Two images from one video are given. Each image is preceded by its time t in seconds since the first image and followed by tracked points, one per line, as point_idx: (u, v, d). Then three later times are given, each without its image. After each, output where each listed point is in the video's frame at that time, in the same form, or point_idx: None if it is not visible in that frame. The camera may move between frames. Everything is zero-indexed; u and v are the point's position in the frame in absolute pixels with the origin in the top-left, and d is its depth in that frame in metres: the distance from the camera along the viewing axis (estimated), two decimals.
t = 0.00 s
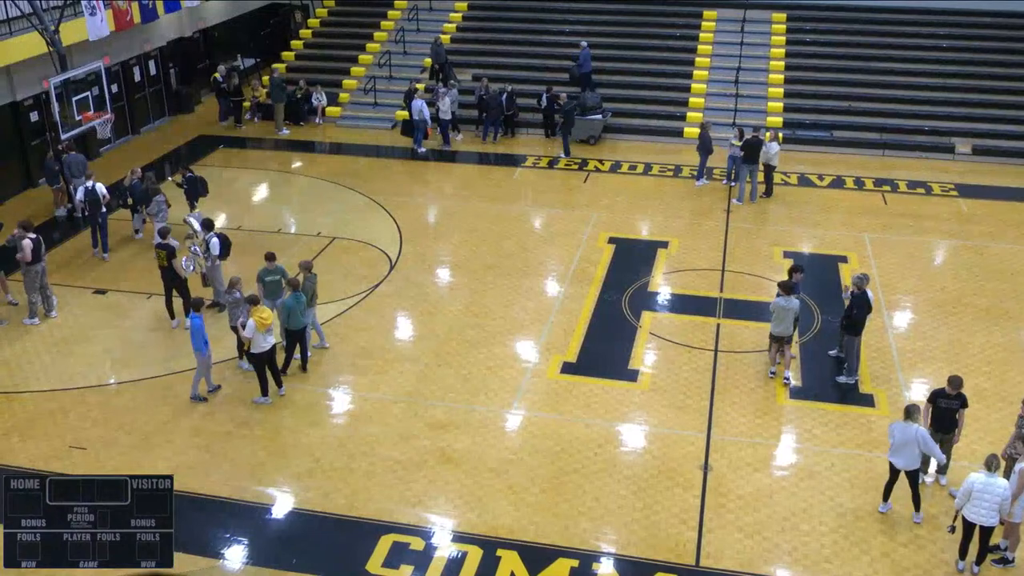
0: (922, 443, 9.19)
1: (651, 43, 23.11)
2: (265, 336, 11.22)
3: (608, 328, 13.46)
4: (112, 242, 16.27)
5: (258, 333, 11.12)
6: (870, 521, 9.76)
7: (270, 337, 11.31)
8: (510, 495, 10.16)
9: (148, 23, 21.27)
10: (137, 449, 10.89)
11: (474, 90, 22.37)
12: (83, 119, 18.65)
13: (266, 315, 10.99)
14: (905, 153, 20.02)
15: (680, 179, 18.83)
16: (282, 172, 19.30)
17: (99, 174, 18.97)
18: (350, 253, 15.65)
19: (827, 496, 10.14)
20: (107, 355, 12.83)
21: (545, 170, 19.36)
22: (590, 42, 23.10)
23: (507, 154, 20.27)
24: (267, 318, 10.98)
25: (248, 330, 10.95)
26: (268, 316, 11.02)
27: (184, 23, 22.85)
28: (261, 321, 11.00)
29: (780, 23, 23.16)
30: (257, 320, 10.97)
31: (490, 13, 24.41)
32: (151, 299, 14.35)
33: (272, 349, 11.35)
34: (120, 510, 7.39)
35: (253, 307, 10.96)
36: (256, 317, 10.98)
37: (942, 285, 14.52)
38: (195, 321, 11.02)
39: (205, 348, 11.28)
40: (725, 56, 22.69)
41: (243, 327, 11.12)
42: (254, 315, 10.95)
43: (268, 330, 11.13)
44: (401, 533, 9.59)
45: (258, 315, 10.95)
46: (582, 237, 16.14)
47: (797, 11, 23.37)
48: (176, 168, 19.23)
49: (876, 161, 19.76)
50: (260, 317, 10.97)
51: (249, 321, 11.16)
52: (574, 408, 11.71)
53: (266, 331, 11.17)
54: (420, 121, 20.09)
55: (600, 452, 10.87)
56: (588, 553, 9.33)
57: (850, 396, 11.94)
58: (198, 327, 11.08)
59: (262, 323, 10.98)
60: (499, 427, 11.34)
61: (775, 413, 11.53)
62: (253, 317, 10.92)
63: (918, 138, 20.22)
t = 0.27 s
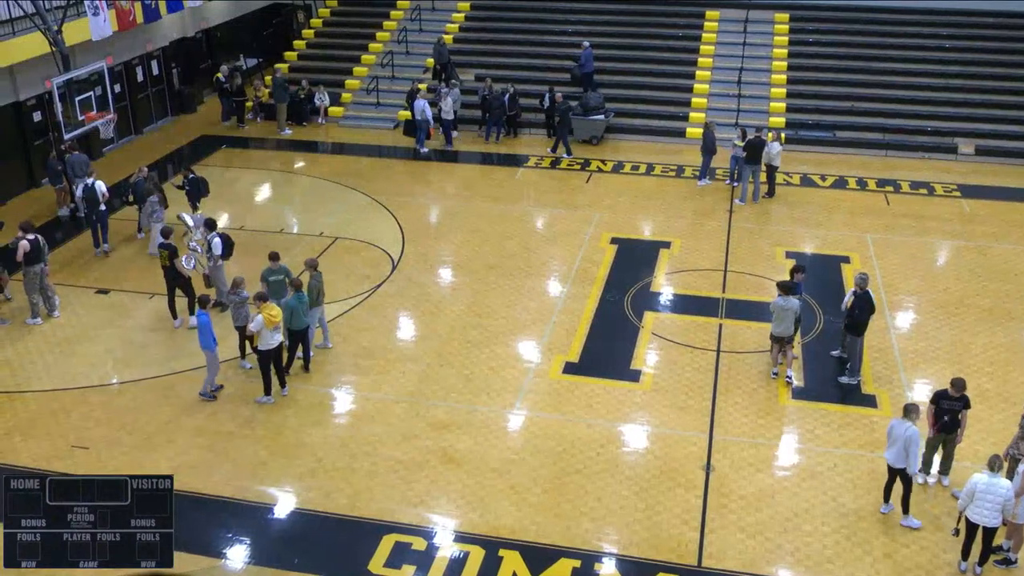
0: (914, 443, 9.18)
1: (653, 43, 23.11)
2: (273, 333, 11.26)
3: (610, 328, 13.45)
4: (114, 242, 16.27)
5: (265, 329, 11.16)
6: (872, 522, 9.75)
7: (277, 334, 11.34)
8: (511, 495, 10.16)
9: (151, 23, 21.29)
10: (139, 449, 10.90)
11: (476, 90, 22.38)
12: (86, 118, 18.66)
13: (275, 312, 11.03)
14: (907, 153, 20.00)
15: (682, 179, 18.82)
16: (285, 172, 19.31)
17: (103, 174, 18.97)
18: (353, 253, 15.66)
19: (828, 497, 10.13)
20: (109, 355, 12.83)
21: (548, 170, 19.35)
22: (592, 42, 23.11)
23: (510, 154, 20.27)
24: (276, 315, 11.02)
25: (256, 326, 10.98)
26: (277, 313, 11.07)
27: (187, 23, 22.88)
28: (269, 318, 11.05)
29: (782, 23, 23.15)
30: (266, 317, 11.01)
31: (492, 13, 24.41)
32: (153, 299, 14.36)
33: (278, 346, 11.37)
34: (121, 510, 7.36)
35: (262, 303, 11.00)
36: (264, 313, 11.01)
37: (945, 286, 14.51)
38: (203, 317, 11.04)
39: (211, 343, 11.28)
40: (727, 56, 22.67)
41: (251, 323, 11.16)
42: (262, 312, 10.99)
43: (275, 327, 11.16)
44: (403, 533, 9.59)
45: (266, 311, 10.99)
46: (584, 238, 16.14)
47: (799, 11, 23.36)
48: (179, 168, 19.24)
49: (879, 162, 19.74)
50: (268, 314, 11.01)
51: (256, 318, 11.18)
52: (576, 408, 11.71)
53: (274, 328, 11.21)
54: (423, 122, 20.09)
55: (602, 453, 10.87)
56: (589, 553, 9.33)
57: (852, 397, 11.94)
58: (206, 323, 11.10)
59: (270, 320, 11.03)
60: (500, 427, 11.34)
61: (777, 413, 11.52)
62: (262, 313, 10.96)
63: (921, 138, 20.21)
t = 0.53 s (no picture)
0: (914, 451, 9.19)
1: (658, 43, 23.10)
2: (282, 332, 11.28)
3: (615, 329, 13.45)
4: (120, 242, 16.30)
5: (274, 328, 11.18)
6: (877, 523, 9.74)
7: (286, 333, 11.35)
8: (516, 496, 10.15)
9: (157, 23, 21.34)
10: (145, 448, 10.92)
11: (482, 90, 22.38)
12: (91, 119, 18.78)
13: (285, 311, 11.05)
14: (914, 155, 19.96)
15: (687, 180, 18.81)
16: (290, 172, 19.34)
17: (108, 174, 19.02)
18: (358, 253, 15.68)
19: (833, 498, 10.12)
20: (114, 355, 12.86)
21: (553, 170, 19.35)
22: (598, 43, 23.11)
23: (515, 155, 20.27)
24: (286, 314, 11.04)
25: (266, 324, 11.00)
26: (287, 311, 11.09)
27: (193, 24, 22.91)
28: (279, 316, 11.07)
29: (788, 24, 23.13)
30: (276, 315, 11.03)
31: (498, 13, 24.41)
32: (159, 298, 14.39)
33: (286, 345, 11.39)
34: (120, 510, 7.11)
35: (272, 301, 11.03)
36: (274, 311, 11.04)
37: (950, 287, 14.49)
38: (215, 316, 11.04)
39: (222, 341, 11.31)
40: (733, 57, 22.66)
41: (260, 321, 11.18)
42: (272, 309, 11.03)
43: (285, 326, 11.18)
44: (407, 534, 9.60)
45: (276, 309, 11.02)
46: (589, 238, 16.14)
47: (806, 12, 23.33)
48: (184, 168, 19.27)
49: (885, 163, 19.71)
50: (279, 312, 11.03)
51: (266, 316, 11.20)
52: (580, 409, 11.70)
53: (283, 327, 11.22)
54: (428, 122, 20.10)
55: (606, 453, 10.86)
56: (594, 554, 9.32)
57: (857, 398, 11.92)
58: (217, 322, 11.11)
59: (280, 318, 11.05)
60: (505, 427, 11.35)
61: (781, 414, 11.52)
62: (272, 311, 10.99)
63: (927, 139, 20.18)
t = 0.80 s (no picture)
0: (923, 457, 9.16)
1: (667, 44, 23.08)
2: (292, 330, 11.31)
3: (623, 330, 13.43)
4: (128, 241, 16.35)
5: (284, 327, 11.22)
6: (885, 526, 9.71)
7: (296, 332, 11.40)
8: (523, 497, 10.15)
9: (166, 24, 21.41)
10: (153, 447, 10.95)
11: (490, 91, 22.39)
12: (101, 119, 18.76)
13: (296, 309, 11.11)
14: (923, 156, 19.91)
15: (696, 181, 18.79)
16: (298, 172, 19.37)
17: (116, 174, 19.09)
18: (366, 253, 15.70)
19: (841, 500, 10.10)
20: (123, 354, 12.89)
21: (561, 171, 19.35)
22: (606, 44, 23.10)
23: (523, 156, 20.27)
24: (296, 313, 11.10)
25: (276, 323, 11.05)
26: (297, 310, 11.15)
27: (202, 24, 22.96)
28: (289, 315, 11.12)
29: (797, 25, 23.09)
30: (286, 314, 11.08)
31: (506, 14, 24.42)
32: (167, 298, 14.43)
33: (296, 344, 11.42)
34: (120, 511, 7.07)
35: (283, 300, 11.09)
36: (285, 310, 11.10)
37: (959, 289, 14.44)
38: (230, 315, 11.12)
39: (238, 340, 11.36)
40: (742, 58, 22.62)
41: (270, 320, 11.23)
42: (282, 308, 11.09)
43: (295, 325, 11.23)
44: (414, 534, 9.60)
45: (287, 308, 11.08)
46: (596, 239, 16.13)
47: (815, 13, 23.29)
48: (193, 168, 19.32)
49: (894, 164, 19.65)
50: (289, 311, 11.09)
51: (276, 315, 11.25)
52: (588, 410, 11.69)
53: (293, 326, 11.27)
54: (437, 123, 20.11)
55: (613, 455, 10.85)
56: (600, 555, 9.32)
57: (866, 400, 11.89)
58: (233, 322, 11.19)
59: (290, 317, 11.11)
60: (512, 428, 11.34)
61: (788, 416, 11.49)
62: (283, 309, 11.05)
63: (936, 141, 20.13)
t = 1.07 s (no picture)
0: (932, 461, 9.15)
1: (678, 44, 23.02)
2: (302, 330, 11.28)
3: (632, 332, 13.38)
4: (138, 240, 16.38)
5: (294, 326, 11.19)
6: (896, 530, 9.64)
7: (306, 331, 11.37)
8: (531, 498, 10.11)
9: (176, 23, 21.44)
10: (161, 447, 10.94)
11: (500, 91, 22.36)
12: (112, 118, 18.60)
13: (306, 309, 11.07)
14: (935, 158, 19.82)
15: (706, 182, 18.73)
16: (308, 172, 19.37)
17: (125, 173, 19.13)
18: (375, 253, 15.68)
19: (851, 504, 10.03)
20: (133, 353, 12.90)
21: (571, 172, 19.31)
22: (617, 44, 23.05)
23: (533, 156, 20.23)
24: (306, 313, 11.06)
25: (286, 322, 11.02)
26: (308, 310, 11.11)
27: (212, 23, 22.99)
28: (299, 315, 11.09)
29: (809, 26, 23.00)
30: (296, 314, 11.05)
31: (517, 14, 24.39)
32: (177, 297, 14.44)
33: (305, 344, 11.39)
34: (120, 511, 6.94)
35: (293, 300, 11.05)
36: (296, 310, 11.06)
37: (971, 292, 14.35)
38: (242, 315, 11.10)
39: (253, 340, 11.34)
40: (753, 58, 22.55)
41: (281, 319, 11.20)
42: (293, 308, 11.06)
43: (305, 325, 11.20)
44: (422, 535, 9.57)
45: (298, 308, 11.05)
46: (606, 240, 16.09)
47: (827, 14, 23.20)
48: (202, 168, 19.34)
49: (906, 166, 19.56)
50: (299, 311, 11.05)
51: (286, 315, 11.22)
52: (597, 412, 11.65)
53: (303, 325, 11.24)
54: (446, 123, 20.10)
55: (623, 456, 10.80)
56: (609, 558, 9.27)
57: (877, 403, 11.82)
58: (245, 321, 11.16)
59: (300, 316, 11.06)
60: (521, 429, 11.31)
61: (798, 419, 11.43)
62: (293, 309, 11.01)
63: (948, 143, 20.03)
